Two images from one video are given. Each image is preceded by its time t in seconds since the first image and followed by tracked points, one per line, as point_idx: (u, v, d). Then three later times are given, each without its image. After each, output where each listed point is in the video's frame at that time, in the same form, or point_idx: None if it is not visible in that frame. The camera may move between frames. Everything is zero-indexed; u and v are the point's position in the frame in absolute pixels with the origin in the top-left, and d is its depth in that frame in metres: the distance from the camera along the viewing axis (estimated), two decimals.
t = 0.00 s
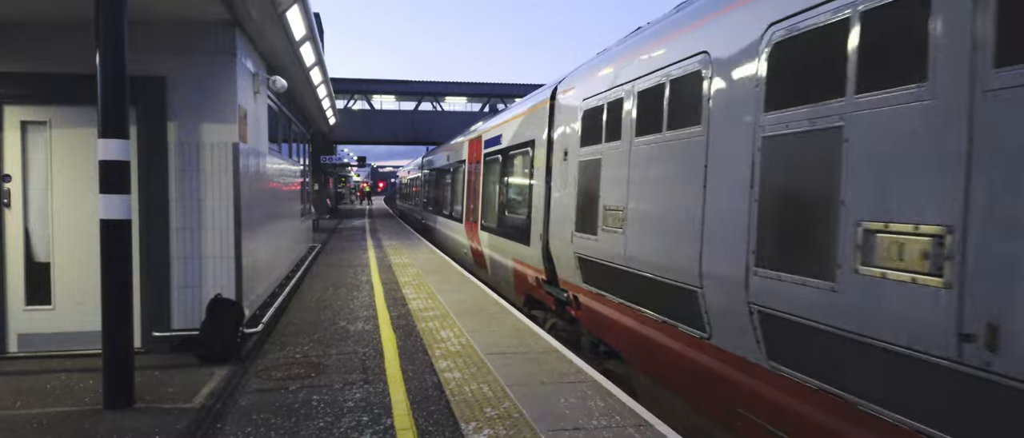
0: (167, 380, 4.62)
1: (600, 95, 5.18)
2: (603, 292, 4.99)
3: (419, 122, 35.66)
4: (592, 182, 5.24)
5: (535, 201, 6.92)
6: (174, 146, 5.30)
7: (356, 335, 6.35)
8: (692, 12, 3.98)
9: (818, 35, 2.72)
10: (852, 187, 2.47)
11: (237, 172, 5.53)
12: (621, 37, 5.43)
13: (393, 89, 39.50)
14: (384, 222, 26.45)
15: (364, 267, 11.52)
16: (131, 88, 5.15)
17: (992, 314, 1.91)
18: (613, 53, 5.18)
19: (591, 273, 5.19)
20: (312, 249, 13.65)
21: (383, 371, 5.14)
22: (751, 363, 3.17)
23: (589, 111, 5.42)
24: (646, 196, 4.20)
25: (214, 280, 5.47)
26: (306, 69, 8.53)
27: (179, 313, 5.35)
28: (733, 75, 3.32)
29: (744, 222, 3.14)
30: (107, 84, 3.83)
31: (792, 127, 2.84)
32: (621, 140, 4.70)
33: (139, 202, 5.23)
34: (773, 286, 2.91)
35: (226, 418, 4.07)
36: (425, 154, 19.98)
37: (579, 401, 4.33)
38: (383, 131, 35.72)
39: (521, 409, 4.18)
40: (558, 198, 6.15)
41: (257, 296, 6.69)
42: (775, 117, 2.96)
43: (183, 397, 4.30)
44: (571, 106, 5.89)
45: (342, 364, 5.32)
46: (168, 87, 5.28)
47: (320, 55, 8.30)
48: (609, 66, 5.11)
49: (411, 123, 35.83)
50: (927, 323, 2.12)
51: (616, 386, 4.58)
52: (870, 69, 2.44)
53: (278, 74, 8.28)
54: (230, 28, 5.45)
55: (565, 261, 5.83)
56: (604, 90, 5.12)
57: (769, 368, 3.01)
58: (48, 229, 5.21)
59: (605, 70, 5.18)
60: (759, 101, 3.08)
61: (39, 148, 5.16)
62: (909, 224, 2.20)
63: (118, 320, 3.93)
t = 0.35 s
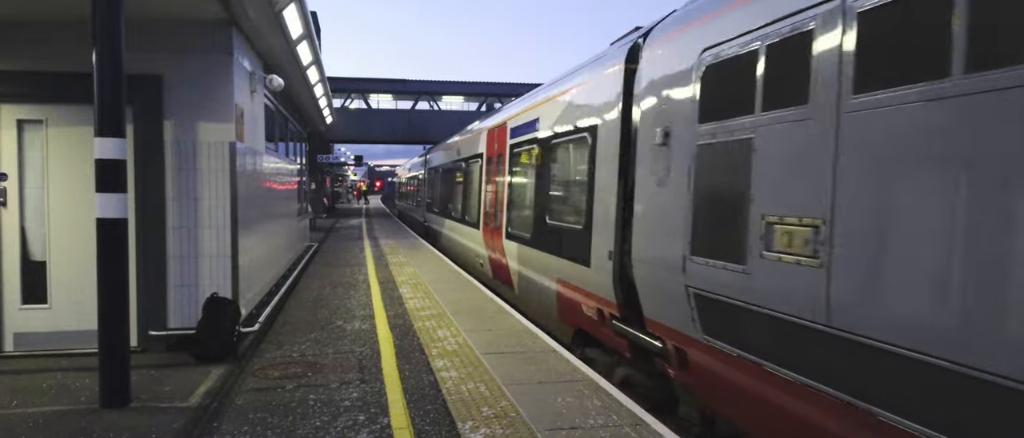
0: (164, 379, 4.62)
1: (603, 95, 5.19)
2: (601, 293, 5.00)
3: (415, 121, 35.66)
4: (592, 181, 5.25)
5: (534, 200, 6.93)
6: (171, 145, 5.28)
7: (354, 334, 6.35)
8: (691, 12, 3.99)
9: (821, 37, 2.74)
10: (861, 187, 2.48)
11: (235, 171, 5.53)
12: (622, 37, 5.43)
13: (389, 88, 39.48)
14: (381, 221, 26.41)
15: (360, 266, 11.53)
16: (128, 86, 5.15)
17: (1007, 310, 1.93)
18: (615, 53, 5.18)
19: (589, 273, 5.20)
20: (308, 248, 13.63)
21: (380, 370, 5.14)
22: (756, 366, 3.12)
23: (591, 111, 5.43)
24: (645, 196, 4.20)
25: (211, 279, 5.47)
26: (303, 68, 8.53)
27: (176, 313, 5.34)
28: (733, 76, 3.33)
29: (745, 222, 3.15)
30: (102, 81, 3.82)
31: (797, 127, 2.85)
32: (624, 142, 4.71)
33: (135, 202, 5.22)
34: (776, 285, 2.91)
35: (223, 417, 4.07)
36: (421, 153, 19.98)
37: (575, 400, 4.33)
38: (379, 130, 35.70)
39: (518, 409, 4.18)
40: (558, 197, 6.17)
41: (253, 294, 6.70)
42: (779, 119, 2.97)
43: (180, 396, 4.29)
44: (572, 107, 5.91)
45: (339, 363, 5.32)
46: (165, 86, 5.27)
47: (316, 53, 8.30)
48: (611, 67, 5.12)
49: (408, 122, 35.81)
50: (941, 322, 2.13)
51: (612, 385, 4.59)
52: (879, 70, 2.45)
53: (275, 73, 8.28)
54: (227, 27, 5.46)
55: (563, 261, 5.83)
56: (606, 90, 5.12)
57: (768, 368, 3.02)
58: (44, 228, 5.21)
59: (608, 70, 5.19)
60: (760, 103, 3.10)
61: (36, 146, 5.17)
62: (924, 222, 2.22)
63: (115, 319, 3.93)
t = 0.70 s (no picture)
0: (163, 377, 4.62)
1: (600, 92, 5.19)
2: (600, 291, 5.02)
3: (414, 119, 35.63)
4: (592, 179, 5.26)
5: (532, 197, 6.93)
6: (169, 143, 5.29)
7: (353, 332, 6.36)
8: (690, 9, 3.99)
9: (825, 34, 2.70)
10: (868, 181, 2.47)
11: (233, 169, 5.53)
12: (619, 34, 5.43)
13: (387, 86, 39.46)
14: (380, 219, 26.35)
15: (359, 264, 11.53)
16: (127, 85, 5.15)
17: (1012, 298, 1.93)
18: (613, 50, 5.18)
19: (588, 271, 5.22)
20: (307, 246, 13.62)
21: (378, 368, 5.15)
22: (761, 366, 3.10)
23: (588, 108, 5.43)
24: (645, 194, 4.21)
25: (210, 277, 5.47)
26: (301, 66, 8.53)
27: (175, 311, 5.35)
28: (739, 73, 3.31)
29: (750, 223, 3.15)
30: (100, 80, 3.82)
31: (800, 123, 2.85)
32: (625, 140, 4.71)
33: (134, 201, 5.22)
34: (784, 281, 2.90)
35: (222, 416, 4.08)
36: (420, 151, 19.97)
37: (574, 397, 4.34)
38: (378, 128, 35.68)
39: (517, 406, 4.19)
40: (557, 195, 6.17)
41: (252, 293, 6.70)
42: (781, 119, 2.96)
43: (179, 394, 4.29)
44: (569, 104, 5.91)
45: (338, 361, 5.33)
46: (163, 84, 5.27)
47: (314, 51, 8.29)
48: (608, 64, 5.12)
49: (406, 120, 35.78)
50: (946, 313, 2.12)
51: (611, 382, 4.60)
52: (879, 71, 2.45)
53: (273, 71, 8.28)
54: (225, 25, 5.46)
55: (563, 259, 5.82)
56: (603, 87, 5.12)
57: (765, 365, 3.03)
58: (43, 227, 5.21)
59: (605, 67, 5.19)
60: (762, 101, 3.11)
61: (34, 145, 5.17)
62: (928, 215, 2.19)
63: (113, 318, 3.93)
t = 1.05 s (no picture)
0: (162, 376, 4.62)
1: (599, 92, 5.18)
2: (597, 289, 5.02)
3: (414, 118, 35.62)
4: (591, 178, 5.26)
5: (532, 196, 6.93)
6: (168, 141, 5.28)
7: (351, 330, 6.35)
8: (688, 9, 3.99)
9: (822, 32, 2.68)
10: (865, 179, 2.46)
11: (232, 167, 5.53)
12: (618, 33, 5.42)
13: (387, 85, 39.45)
14: (379, 216, 26.44)
15: (359, 263, 11.54)
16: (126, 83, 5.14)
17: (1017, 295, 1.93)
18: (611, 50, 5.17)
19: (587, 270, 5.22)
20: (306, 245, 13.62)
21: (377, 366, 5.15)
22: (757, 361, 3.06)
23: (587, 107, 5.43)
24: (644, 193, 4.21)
25: (208, 276, 5.47)
26: (301, 64, 8.52)
27: (174, 309, 5.35)
28: (733, 72, 3.30)
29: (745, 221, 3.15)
30: (100, 78, 3.81)
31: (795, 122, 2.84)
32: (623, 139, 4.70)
33: (132, 199, 5.22)
34: (778, 278, 2.90)
35: (221, 414, 4.08)
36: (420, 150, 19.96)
37: (573, 397, 4.34)
38: (378, 127, 35.67)
39: (516, 405, 4.19)
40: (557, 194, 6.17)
41: (251, 291, 6.70)
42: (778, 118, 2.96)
43: (178, 393, 4.29)
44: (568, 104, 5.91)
45: (337, 359, 5.32)
46: (162, 82, 5.26)
47: (314, 50, 8.29)
48: (607, 63, 5.11)
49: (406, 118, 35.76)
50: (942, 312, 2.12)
51: (609, 381, 4.60)
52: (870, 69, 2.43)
53: (273, 69, 8.27)
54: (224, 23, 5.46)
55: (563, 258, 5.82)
56: (602, 86, 5.12)
57: (762, 364, 3.03)
58: (42, 225, 5.21)
59: (604, 66, 5.18)
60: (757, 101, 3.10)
61: (33, 143, 5.16)
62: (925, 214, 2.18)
63: (112, 316, 3.93)
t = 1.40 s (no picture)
0: (168, 375, 4.65)
1: (602, 88, 5.21)
2: (602, 285, 5.06)
3: (416, 116, 35.65)
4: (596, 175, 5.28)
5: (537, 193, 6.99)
6: (171, 141, 5.31)
7: (356, 329, 6.38)
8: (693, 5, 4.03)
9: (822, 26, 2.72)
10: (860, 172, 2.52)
11: (235, 167, 5.56)
12: (620, 30, 5.44)
13: (389, 83, 39.46)
14: (382, 215, 26.47)
15: (362, 261, 11.57)
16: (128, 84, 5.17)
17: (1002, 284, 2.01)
18: (613, 47, 5.20)
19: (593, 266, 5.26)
20: (310, 244, 13.65)
21: (382, 364, 5.18)
22: (760, 356, 3.10)
23: (590, 103, 5.46)
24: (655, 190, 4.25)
25: (213, 275, 5.50)
26: (303, 63, 8.55)
27: (179, 309, 5.38)
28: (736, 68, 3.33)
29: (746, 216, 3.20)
30: (103, 79, 3.84)
31: (788, 119, 2.89)
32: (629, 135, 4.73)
33: (138, 200, 5.26)
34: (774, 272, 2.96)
35: (227, 412, 4.12)
36: (422, 148, 19.97)
37: (576, 393, 4.37)
38: (380, 126, 35.70)
39: (520, 401, 4.22)
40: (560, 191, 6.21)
41: (256, 290, 6.73)
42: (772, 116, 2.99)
43: (184, 391, 4.33)
44: (570, 101, 5.94)
45: (341, 357, 5.35)
46: (165, 82, 5.29)
47: (316, 49, 8.32)
48: (609, 61, 5.14)
49: (408, 116, 35.77)
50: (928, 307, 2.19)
51: (612, 377, 4.63)
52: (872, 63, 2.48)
53: (275, 69, 8.30)
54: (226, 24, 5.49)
55: (569, 256, 5.84)
56: (605, 83, 5.15)
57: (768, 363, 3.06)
58: (48, 226, 5.25)
59: (605, 63, 5.21)
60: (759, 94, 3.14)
61: (38, 144, 5.20)
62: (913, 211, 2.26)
63: (119, 316, 3.96)
